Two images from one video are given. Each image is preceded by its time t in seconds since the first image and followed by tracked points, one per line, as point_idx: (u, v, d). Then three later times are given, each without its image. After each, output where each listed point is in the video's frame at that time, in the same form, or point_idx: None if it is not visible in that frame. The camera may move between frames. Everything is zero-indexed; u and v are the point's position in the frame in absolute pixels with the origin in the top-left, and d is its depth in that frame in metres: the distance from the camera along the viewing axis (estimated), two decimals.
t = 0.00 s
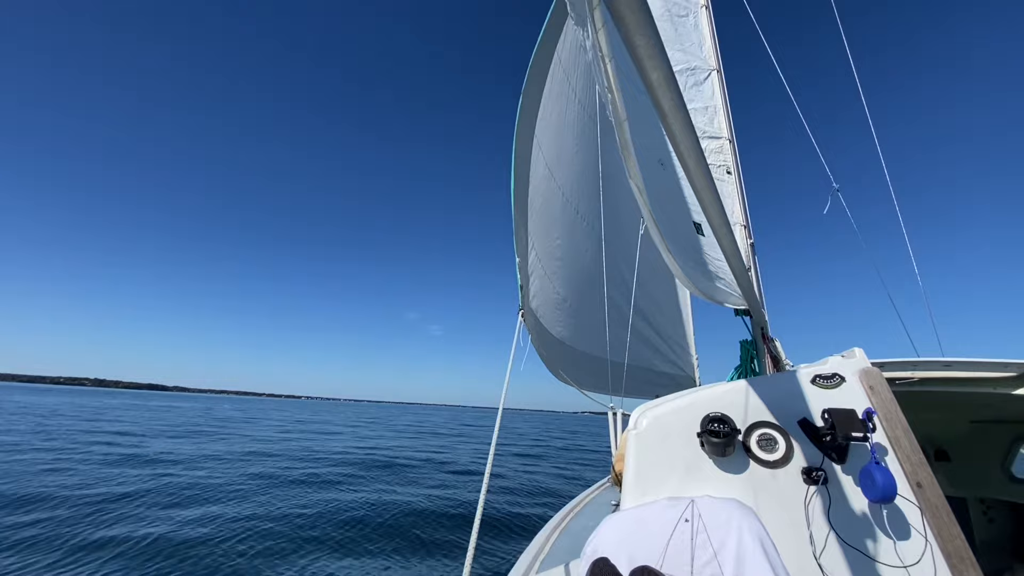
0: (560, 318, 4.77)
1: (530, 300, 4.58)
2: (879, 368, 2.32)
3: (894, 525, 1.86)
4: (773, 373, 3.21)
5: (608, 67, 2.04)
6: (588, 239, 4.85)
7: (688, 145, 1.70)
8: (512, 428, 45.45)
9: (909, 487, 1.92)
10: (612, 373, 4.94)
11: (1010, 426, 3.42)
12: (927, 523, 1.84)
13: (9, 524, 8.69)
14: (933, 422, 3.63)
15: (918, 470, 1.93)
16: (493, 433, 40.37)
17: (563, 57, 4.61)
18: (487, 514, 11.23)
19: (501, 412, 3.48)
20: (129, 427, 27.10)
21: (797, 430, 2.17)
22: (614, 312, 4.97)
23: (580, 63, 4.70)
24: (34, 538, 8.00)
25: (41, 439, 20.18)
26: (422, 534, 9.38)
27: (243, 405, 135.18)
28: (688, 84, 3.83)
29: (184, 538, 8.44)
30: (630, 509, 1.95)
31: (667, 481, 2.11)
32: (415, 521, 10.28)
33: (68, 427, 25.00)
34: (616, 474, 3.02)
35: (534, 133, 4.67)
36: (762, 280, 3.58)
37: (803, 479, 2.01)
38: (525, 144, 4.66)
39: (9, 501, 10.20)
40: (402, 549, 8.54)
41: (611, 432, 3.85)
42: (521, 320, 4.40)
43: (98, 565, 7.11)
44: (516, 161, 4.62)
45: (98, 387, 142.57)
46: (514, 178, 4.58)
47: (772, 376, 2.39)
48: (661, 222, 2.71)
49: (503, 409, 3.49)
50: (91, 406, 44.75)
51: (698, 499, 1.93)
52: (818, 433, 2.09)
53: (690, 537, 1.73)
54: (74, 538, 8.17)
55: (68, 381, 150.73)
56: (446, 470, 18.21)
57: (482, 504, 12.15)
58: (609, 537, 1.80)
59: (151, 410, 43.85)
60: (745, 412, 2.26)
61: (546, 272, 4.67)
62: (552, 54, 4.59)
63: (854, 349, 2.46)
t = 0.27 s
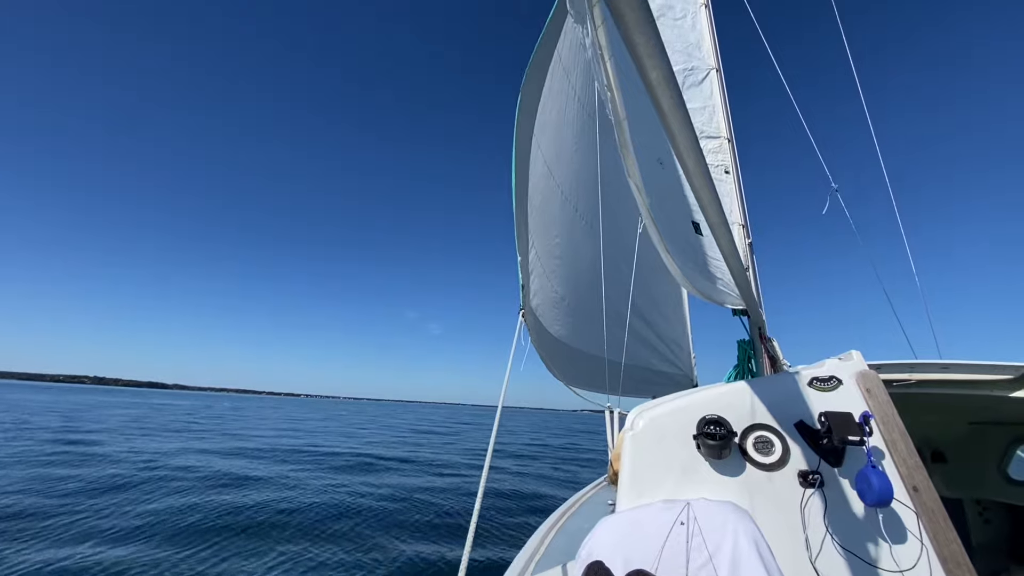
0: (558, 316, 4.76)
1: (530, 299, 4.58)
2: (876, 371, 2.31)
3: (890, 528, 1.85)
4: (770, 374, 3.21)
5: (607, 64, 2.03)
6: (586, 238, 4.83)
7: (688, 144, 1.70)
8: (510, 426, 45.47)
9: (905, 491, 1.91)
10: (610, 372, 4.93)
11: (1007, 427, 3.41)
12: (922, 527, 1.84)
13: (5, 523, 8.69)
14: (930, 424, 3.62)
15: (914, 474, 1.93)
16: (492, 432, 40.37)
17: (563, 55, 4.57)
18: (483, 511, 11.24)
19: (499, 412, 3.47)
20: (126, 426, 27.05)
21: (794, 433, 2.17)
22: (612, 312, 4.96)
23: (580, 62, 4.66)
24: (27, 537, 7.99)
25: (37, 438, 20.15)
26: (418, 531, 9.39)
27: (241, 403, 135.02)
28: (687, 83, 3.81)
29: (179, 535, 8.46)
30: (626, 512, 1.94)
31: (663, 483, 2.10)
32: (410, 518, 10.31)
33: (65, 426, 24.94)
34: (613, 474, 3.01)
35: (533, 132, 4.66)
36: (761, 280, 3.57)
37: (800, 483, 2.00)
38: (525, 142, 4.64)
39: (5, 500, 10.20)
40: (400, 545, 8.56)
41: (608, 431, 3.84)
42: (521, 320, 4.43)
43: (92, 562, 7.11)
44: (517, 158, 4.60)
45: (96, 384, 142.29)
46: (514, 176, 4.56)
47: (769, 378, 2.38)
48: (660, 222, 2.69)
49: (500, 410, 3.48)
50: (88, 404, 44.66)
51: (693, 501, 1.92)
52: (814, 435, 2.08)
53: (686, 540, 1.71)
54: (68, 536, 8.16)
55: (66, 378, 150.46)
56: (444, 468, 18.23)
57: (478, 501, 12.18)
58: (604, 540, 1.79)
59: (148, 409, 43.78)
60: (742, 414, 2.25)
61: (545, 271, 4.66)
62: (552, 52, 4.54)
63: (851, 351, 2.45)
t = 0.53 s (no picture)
0: (557, 312, 4.77)
1: (530, 294, 4.57)
2: (870, 368, 2.32)
3: (882, 524, 1.87)
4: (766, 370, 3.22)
5: (602, 62, 2.03)
6: (585, 234, 4.84)
7: (684, 144, 1.72)
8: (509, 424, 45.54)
9: (898, 486, 1.92)
10: (607, 368, 4.95)
11: (999, 425, 3.45)
12: (914, 521, 1.85)
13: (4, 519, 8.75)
14: (924, 420, 3.63)
15: (907, 470, 1.94)
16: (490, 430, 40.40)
17: (561, 49, 4.55)
18: (480, 511, 11.27)
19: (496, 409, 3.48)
20: (124, 425, 27.03)
21: (788, 429, 2.18)
22: (610, 308, 4.96)
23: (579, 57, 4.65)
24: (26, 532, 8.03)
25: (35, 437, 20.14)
26: (415, 530, 9.44)
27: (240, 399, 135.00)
28: (685, 79, 3.80)
29: (177, 532, 8.50)
30: (620, 507, 1.95)
31: (658, 479, 2.11)
32: (407, 517, 10.35)
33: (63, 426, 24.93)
34: (609, 471, 3.03)
35: (531, 128, 4.64)
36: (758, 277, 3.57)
37: (794, 479, 2.02)
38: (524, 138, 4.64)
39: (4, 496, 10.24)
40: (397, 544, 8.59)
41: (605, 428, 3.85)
42: (521, 315, 4.44)
43: (91, 559, 7.14)
44: (517, 153, 4.61)
45: (94, 381, 142.12)
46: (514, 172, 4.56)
47: (765, 374, 2.39)
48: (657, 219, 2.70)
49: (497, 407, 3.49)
50: (86, 403, 44.60)
51: (688, 497, 1.93)
52: (808, 431, 2.10)
53: (680, 535, 1.73)
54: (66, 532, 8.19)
55: (64, 375, 150.29)
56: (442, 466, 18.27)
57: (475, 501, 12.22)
58: (599, 535, 1.80)
59: (147, 407, 43.75)
60: (736, 410, 2.26)
61: (544, 267, 4.66)
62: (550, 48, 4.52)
63: (846, 348, 2.46)
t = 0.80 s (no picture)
0: (556, 308, 4.78)
1: (529, 289, 4.65)
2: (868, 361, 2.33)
3: (878, 516, 1.88)
4: (765, 365, 3.23)
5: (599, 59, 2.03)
6: (584, 230, 4.84)
7: (680, 142, 1.73)
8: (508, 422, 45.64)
9: (894, 479, 1.94)
10: (606, 364, 4.97)
11: (994, 419, 3.47)
12: (910, 514, 1.87)
13: None
14: (920, 414, 3.67)
15: (903, 463, 1.95)
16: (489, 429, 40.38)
17: (561, 45, 4.54)
18: (477, 513, 11.29)
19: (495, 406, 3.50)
20: (122, 426, 26.99)
21: (786, 422, 2.19)
22: (608, 303, 4.97)
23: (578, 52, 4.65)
24: (20, 537, 8.02)
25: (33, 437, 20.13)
26: (413, 533, 9.43)
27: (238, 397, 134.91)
28: (685, 74, 3.80)
29: (170, 540, 8.46)
30: (618, 499, 1.97)
31: (656, 471, 2.13)
32: (403, 520, 10.38)
33: (60, 427, 24.89)
34: (608, 466, 3.04)
35: (530, 124, 4.64)
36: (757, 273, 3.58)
37: (791, 471, 2.03)
38: (524, 134, 4.64)
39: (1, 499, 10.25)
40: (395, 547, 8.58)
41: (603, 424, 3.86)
42: (520, 310, 4.46)
43: (85, 565, 7.14)
44: (516, 148, 4.60)
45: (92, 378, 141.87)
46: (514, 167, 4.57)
47: (763, 368, 2.40)
48: (654, 215, 2.69)
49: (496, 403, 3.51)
50: (84, 403, 44.52)
51: (686, 489, 1.94)
52: (805, 424, 2.12)
53: (678, 527, 1.74)
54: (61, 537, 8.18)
55: (62, 373, 150.01)
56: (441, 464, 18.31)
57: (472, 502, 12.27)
58: (598, 527, 1.82)
59: (145, 407, 43.71)
60: (735, 403, 2.27)
61: (543, 263, 4.67)
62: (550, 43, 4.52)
63: (843, 342, 2.48)
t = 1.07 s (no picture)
0: (555, 308, 4.79)
1: (527, 290, 4.64)
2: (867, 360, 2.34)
3: (877, 513, 1.89)
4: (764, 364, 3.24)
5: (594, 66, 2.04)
6: (583, 229, 4.85)
7: (676, 147, 1.75)
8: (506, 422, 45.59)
9: (892, 476, 1.95)
10: (605, 363, 4.98)
11: (991, 417, 3.49)
12: (909, 511, 1.88)
13: None
14: (918, 413, 3.69)
15: (902, 461, 1.97)
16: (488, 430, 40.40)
17: (560, 45, 4.56)
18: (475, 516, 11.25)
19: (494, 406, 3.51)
20: (120, 428, 26.97)
21: (785, 420, 2.20)
22: (607, 303, 4.98)
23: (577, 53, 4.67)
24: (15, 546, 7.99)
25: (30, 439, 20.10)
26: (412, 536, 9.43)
27: (237, 398, 134.44)
28: (685, 73, 3.80)
29: (165, 547, 8.41)
30: (619, 498, 1.98)
31: (656, 470, 2.14)
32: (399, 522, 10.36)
33: (58, 429, 24.86)
34: (608, 465, 3.05)
35: (529, 123, 4.63)
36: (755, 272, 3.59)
37: (790, 469, 2.05)
38: (523, 133, 4.64)
39: None
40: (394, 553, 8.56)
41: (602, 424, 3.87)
42: (518, 312, 4.45)
43: (75, 575, 7.10)
44: (515, 148, 4.60)
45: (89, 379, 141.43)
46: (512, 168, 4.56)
47: (762, 367, 2.41)
48: (653, 217, 2.70)
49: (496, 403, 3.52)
50: (81, 403, 44.38)
51: (686, 487, 1.96)
52: (805, 422, 2.13)
53: (678, 525, 1.75)
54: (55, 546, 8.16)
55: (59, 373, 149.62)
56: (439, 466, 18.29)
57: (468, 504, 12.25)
58: (598, 525, 1.83)
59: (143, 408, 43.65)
60: (734, 402, 2.28)
61: (542, 263, 4.68)
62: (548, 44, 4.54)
63: (842, 340, 2.49)
